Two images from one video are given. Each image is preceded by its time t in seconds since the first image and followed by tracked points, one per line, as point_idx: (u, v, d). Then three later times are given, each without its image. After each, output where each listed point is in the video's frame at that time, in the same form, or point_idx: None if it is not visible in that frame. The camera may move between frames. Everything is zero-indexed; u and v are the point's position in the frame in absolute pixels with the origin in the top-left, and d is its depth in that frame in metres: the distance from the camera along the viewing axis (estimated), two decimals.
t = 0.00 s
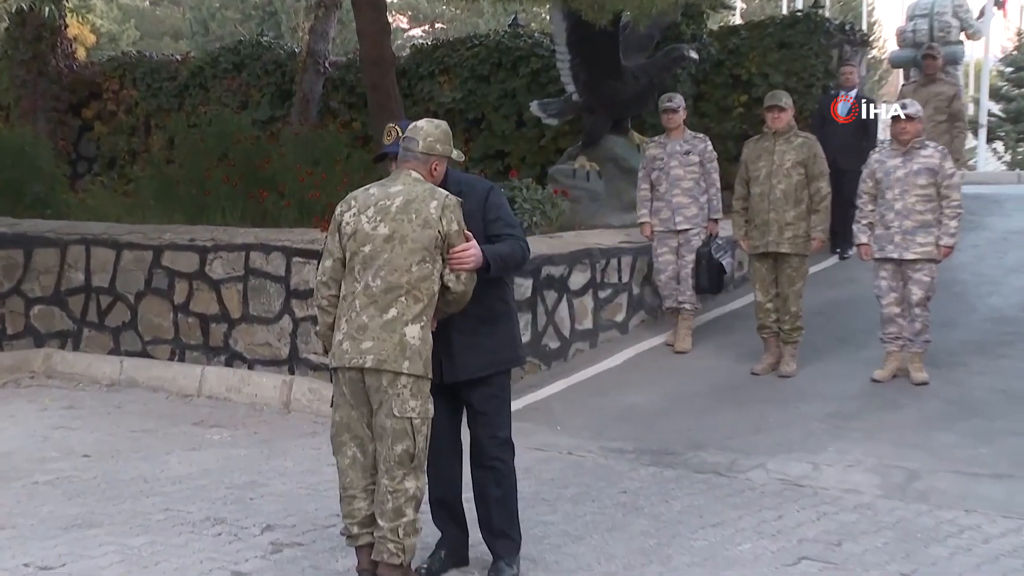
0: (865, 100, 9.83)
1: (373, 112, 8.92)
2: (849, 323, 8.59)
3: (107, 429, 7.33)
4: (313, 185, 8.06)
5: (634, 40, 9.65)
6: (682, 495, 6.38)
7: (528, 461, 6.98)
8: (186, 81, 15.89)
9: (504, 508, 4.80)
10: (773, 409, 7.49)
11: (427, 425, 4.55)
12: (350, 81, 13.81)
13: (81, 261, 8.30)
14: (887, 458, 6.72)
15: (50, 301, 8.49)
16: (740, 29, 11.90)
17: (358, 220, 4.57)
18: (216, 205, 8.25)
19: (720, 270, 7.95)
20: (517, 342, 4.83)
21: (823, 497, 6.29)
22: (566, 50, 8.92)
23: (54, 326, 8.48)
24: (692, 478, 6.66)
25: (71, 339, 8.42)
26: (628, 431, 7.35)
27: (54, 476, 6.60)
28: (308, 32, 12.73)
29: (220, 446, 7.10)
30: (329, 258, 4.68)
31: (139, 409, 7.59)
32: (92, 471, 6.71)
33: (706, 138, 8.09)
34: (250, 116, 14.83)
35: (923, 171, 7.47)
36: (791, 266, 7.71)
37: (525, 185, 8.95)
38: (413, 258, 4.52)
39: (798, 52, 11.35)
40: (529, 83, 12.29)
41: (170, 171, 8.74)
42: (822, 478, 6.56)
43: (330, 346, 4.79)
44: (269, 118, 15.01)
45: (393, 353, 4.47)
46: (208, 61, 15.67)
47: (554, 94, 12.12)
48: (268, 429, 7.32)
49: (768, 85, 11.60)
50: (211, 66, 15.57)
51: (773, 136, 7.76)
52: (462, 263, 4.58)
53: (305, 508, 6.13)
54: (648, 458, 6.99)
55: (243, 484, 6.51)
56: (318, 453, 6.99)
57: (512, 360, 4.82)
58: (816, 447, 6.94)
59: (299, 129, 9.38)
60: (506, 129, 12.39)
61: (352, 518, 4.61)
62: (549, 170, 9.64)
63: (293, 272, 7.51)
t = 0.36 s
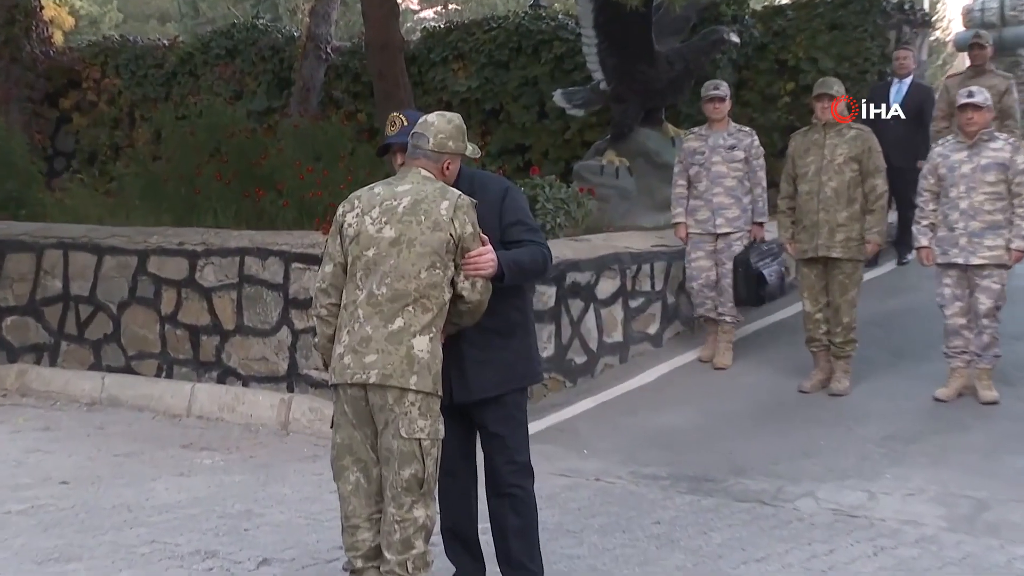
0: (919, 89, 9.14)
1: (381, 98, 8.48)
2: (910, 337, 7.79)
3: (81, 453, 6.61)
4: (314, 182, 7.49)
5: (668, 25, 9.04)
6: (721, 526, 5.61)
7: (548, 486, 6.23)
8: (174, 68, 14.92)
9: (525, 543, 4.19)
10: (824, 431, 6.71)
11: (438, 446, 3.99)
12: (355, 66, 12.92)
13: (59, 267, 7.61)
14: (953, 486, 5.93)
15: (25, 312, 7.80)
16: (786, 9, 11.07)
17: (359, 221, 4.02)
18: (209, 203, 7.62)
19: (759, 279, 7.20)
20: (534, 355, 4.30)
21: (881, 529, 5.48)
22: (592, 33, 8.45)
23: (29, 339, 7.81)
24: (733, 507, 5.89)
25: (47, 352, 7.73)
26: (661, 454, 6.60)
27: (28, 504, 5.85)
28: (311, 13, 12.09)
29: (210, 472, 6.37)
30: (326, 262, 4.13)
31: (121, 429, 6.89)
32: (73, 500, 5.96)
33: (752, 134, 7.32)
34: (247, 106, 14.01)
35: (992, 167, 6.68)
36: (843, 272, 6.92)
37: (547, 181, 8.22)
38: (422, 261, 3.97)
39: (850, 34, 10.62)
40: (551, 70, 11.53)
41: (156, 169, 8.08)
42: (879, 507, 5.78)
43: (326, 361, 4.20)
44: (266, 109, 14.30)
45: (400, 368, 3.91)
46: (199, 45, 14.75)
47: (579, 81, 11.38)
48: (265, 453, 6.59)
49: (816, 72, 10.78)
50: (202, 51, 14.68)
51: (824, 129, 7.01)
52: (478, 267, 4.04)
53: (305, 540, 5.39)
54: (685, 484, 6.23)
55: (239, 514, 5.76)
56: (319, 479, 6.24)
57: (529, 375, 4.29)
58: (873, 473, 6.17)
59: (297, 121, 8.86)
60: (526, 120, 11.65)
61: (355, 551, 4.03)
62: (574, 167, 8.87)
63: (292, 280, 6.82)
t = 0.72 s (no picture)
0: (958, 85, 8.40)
1: (395, 92, 7.97)
2: (968, 353, 7.18)
3: (67, 476, 6.06)
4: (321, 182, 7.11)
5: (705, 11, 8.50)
6: (762, 558, 5.03)
7: (571, 511, 5.68)
8: (170, 60, 14.39)
9: None
10: (874, 455, 6.13)
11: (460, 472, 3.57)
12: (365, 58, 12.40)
13: (45, 275, 7.11)
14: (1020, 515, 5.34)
15: (9, 323, 7.31)
16: None
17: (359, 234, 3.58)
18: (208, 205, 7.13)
19: (801, 288, 6.58)
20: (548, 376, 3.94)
21: (939, 562, 4.90)
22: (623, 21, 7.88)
23: (14, 351, 7.32)
24: (776, 536, 5.32)
25: (33, 367, 7.24)
26: (695, 478, 6.04)
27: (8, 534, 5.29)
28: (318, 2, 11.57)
29: (206, 497, 5.84)
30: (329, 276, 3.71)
31: (112, 450, 6.37)
32: (63, 526, 5.42)
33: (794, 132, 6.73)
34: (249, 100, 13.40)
35: None
36: (896, 282, 6.35)
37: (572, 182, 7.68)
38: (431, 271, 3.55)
39: (904, 23, 9.95)
40: (579, 61, 10.97)
41: (150, 169, 7.59)
42: (935, 537, 5.20)
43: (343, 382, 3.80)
44: (269, 104, 13.57)
45: (418, 393, 3.51)
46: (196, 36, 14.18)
47: (607, 72, 10.79)
48: (268, 476, 6.06)
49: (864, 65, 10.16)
50: (201, 41, 14.11)
51: (875, 126, 6.44)
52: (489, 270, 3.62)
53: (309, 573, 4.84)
54: (722, 511, 5.65)
55: (240, 543, 5.20)
56: (325, 505, 5.68)
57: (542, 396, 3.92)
58: (929, 500, 5.58)
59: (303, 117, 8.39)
60: (549, 116, 11.11)
61: None
62: (603, 167, 8.46)
63: (298, 289, 6.32)
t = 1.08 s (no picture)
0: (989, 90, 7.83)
1: (396, 100, 7.54)
2: (1010, 383, 6.72)
3: (36, 510, 5.56)
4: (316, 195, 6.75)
5: (727, 13, 8.06)
6: None
7: (580, 549, 5.22)
8: (154, 64, 13.80)
9: None
10: (908, 491, 5.67)
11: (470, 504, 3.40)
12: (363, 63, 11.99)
13: (18, 293, 6.70)
14: None
15: None
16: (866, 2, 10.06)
17: (362, 251, 3.39)
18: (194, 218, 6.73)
19: (827, 314, 6.12)
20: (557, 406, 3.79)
21: None
22: (639, 24, 7.48)
23: None
24: None
25: (4, 393, 6.83)
26: (714, 513, 5.59)
27: None
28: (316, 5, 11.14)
29: (189, 533, 5.36)
30: (321, 303, 3.47)
31: (87, 482, 5.92)
32: (33, 564, 4.92)
33: (817, 143, 6.28)
34: (237, 106, 12.79)
35: None
36: (932, 304, 5.90)
37: (584, 196, 7.25)
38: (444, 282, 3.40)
39: (941, 26, 9.48)
40: (592, 66, 10.58)
41: (133, 181, 7.22)
42: None
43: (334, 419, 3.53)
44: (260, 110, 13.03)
45: (435, 411, 3.34)
46: (181, 38, 13.59)
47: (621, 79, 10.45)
48: (256, 511, 5.59)
49: (896, 71, 9.72)
50: (185, 44, 13.54)
51: (910, 137, 6.00)
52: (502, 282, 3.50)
53: None
54: (745, 551, 5.19)
55: None
56: (318, 542, 5.20)
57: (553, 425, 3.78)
58: (971, 542, 5.12)
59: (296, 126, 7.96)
60: (559, 124, 10.68)
61: None
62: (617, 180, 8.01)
63: (289, 309, 5.89)
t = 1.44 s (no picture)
0: None
1: (399, 98, 7.25)
2: None
3: (19, 529, 5.22)
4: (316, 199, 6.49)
5: (748, 9, 7.74)
6: None
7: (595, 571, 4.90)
8: (144, 60, 13.19)
9: None
10: (941, 512, 5.35)
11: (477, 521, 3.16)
12: (364, 59, 11.69)
13: (3, 300, 6.44)
14: None
15: None
16: None
17: (370, 251, 3.17)
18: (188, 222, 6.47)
19: (856, 325, 5.79)
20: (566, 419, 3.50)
21: None
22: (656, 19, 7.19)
23: None
24: None
25: None
26: (735, 533, 5.28)
27: None
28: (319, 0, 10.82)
29: (184, 552, 5.00)
30: (326, 306, 3.25)
31: (74, 499, 5.61)
32: None
33: (841, 146, 5.94)
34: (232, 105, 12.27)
35: None
36: (965, 316, 5.63)
37: (597, 199, 6.95)
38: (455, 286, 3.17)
39: (976, 22, 9.23)
40: (605, 63, 10.28)
41: (124, 184, 6.96)
42: None
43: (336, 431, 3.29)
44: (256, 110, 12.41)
45: (439, 419, 3.11)
46: (174, 33, 12.95)
47: (637, 76, 10.13)
48: (251, 531, 5.25)
49: (923, 70, 9.40)
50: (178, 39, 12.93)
51: (943, 139, 5.75)
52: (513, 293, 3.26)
53: None
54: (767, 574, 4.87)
55: None
56: (318, 563, 4.86)
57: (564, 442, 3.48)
58: (1012, 567, 4.80)
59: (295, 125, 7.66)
60: (570, 123, 10.38)
61: None
62: (633, 182, 7.68)
63: (287, 318, 5.59)
